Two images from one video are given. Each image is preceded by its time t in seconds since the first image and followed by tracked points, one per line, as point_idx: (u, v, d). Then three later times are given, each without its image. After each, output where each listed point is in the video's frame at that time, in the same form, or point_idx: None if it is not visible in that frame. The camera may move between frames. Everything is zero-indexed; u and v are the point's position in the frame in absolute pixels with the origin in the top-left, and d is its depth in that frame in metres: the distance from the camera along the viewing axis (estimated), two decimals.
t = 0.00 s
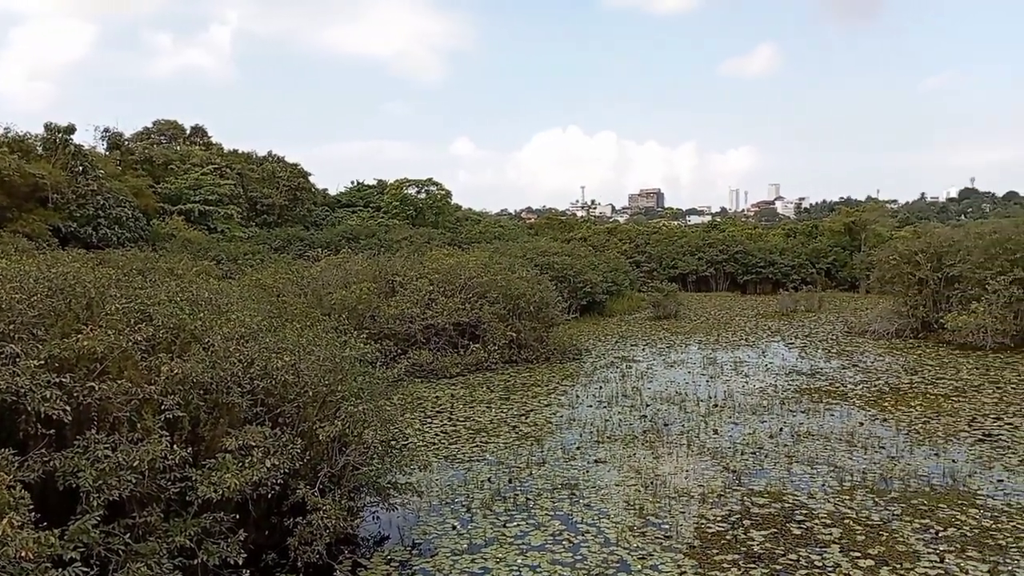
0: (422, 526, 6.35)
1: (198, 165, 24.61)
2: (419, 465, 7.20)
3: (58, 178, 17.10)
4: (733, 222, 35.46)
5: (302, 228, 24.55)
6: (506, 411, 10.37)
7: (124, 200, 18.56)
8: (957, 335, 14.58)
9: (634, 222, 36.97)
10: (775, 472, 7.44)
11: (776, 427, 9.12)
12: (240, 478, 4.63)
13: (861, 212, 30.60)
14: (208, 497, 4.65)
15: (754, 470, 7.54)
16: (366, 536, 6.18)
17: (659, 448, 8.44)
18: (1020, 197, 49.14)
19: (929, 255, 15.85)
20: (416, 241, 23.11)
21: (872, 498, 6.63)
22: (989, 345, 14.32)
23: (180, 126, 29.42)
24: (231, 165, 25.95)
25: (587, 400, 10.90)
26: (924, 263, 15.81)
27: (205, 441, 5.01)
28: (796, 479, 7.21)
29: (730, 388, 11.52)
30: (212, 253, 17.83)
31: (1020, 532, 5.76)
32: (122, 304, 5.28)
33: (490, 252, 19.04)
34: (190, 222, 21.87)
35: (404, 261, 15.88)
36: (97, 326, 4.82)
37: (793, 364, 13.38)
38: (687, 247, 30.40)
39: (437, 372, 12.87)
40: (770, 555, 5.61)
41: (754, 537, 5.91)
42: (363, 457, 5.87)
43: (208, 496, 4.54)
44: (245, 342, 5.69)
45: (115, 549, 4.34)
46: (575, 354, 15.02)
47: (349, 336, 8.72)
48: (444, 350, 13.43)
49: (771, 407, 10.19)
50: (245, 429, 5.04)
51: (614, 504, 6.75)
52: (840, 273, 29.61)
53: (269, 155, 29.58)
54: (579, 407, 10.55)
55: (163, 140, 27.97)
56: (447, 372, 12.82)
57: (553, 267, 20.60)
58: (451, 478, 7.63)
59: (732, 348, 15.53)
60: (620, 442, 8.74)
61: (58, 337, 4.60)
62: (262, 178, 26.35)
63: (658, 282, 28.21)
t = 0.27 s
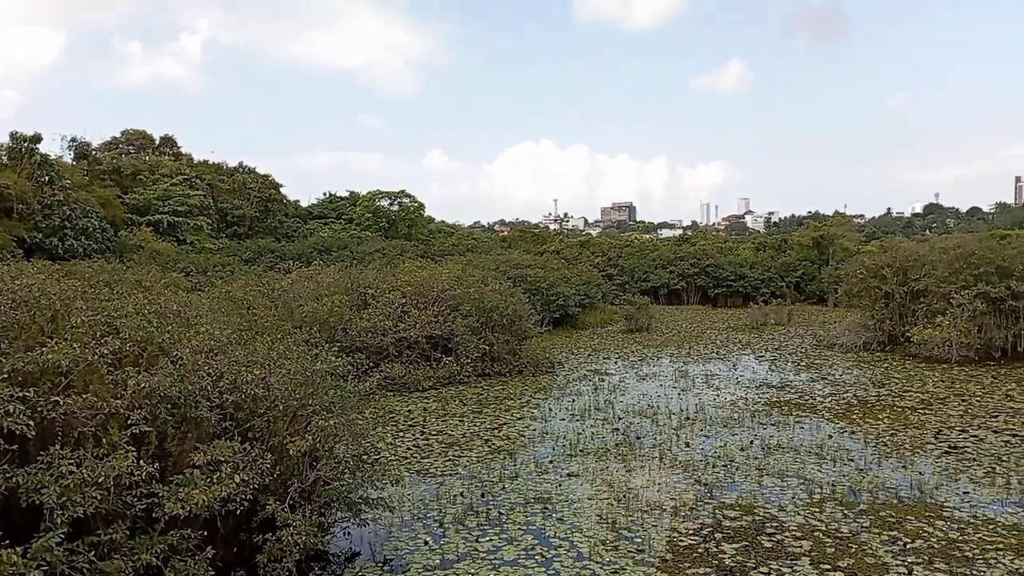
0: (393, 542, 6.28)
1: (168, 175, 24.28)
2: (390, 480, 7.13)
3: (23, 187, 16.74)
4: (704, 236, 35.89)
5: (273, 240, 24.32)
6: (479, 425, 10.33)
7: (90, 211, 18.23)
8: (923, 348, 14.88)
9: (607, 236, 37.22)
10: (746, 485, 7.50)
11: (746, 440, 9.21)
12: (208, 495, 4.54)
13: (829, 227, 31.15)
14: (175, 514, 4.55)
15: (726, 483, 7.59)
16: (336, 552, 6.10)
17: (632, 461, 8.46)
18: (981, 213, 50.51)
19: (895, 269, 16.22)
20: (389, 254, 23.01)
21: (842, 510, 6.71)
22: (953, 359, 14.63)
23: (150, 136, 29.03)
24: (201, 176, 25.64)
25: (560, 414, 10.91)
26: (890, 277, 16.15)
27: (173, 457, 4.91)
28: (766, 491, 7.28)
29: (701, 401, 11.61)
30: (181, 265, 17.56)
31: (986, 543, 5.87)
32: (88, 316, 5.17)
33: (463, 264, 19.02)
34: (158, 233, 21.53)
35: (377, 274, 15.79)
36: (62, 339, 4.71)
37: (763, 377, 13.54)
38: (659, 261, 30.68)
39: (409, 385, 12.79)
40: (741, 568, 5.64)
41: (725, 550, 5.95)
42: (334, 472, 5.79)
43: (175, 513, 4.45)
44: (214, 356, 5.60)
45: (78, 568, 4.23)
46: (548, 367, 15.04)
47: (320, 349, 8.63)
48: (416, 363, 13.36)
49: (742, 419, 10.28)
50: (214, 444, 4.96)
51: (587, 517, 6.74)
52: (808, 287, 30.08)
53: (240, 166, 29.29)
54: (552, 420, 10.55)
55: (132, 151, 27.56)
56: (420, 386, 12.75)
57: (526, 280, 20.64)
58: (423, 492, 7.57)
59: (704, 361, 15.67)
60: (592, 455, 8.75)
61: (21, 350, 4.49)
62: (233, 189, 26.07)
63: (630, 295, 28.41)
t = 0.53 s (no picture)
0: (383, 547, 6.25)
1: (152, 181, 24.11)
2: (379, 485, 7.10)
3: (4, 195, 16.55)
4: (690, 239, 36.06)
5: (258, 246, 24.19)
6: (467, 429, 10.31)
7: (73, 218, 18.05)
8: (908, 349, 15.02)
9: (593, 239, 37.31)
10: (734, 486, 7.54)
11: (734, 441, 9.25)
12: (195, 502, 4.51)
13: (814, 229, 31.38)
14: (161, 521, 4.51)
15: (714, 484, 7.62)
16: (325, 557, 6.07)
17: (620, 463, 8.48)
18: (964, 214, 51.11)
19: (879, 270, 16.38)
20: (376, 259, 22.94)
21: (829, 509, 6.75)
22: (938, 358, 14.78)
23: (133, 142, 28.81)
24: (185, 182, 25.46)
25: (548, 417, 10.91)
26: (875, 278, 16.32)
27: (159, 464, 4.86)
28: (754, 492, 7.31)
29: (689, 402, 11.65)
30: (165, 272, 17.42)
31: (972, 541, 5.92)
32: (72, 323, 5.13)
33: (450, 269, 18.99)
34: (143, 240, 21.36)
35: (363, 278, 15.74)
36: (45, 347, 4.67)
37: (750, 378, 13.62)
38: (645, 263, 30.79)
39: (397, 390, 12.75)
40: (730, 568, 5.66)
41: (714, 550, 5.96)
42: (322, 477, 5.77)
43: (161, 520, 4.41)
44: (200, 362, 5.56)
45: None
46: (536, 370, 15.04)
47: (307, 354, 8.59)
48: (404, 368, 13.32)
49: (729, 420, 10.33)
50: (200, 451, 4.91)
51: (576, 520, 6.74)
52: (794, 289, 30.28)
53: (225, 171, 29.11)
54: (540, 423, 10.55)
55: (116, 157, 27.33)
56: (408, 391, 12.71)
57: (513, 284, 20.64)
58: (412, 497, 7.54)
59: (691, 363, 15.74)
60: (581, 457, 8.75)
61: (4, 358, 4.44)
62: (218, 195, 25.91)
63: (617, 298, 28.50)
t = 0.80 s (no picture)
0: (371, 545, 6.24)
1: (137, 179, 23.91)
2: (367, 483, 7.09)
3: None
4: (678, 236, 36.19)
5: (246, 244, 24.04)
6: (456, 427, 10.30)
7: (58, 216, 17.85)
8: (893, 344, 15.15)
9: (582, 236, 37.37)
10: (722, 482, 7.57)
11: (722, 437, 9.30)
12: (182, 501, 4.48)
13: (801, 226, 31.55)
14: (148, 521, 4.48)
15: (702, 480, 7.66)
16: (313, 556, 6.06)
17: (608, 460, 8.50)
18: (948, 211, 51.55)
19: (865, 267, 16.51)
20: (364, 257, 22.87)
21: (816, 505, 6.80)
22: (923, 354, 14.91)
23: (118, 139, 28.54)
24: (171, 180, 25.23)
25: (536, 414, 10.92)
26: (861, 275, 16.45)
27: (145, 463, 4.82)
28: (741, 488, 7.36)
29: (677, 399, 11.70)
30: (151, 270, 17.27)
31: (956, 535, 5.97)
32: (56, 322, 5.08)
33: (438, 266, 18.95)
34: (129, 238, 21.17)
35: (351, 276, 15.68)
36: (30, 346, 4.63)
37: (737, 375, 13.69)
38: (633, 260, 30.85)
39: (385, 388, 12.72)
40: (718, 563, 5.69)
41: (702, 546, 5.99)
42: (310, 476, 5.74)
43: (148, 520, 4.38)
44: (187, 361, 5.52)
45: None
46: (524, 368, 15.05)
47: (295, 352, 8.54)
48: (392, 366, 13.29)
49: (717, 417, 10.38)
50: (187, 450, 4.88)
51: (564, 517, 6.76)
52: (781, 286, 30.45)
53: (211, 169, 28.89)
54: (529, 420, 10.56)
55: (101, 155, 27.07)
56: (396, 389, 12.69)
57: (502, 281, 20.63)
58: (400, 495, 7.53)
59: (679, 359, 15.80)
60: (569, 455, 8.77)
61: None
62: (204, 193, 25.72)
63: (606, 295, 28.56)
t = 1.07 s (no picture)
0: (348, 543, 6.18)
1: (107, 176, 23.45)
2: (344, 480, 7.03)
3: None
4: (654, 230, 36.38)
5: (219, 241, 23.71)
6: (433, 423, 10.26)
7: (25, 214, 17.45)
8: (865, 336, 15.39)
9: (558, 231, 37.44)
10: (698, 474, 7.62)
11: (698, 430, 9.36)
12: (156, 502, 4.39)
13: (774, 219, 31.88)
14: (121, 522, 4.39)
15: (678, 472, 7.71)
16: (290, 554, 5.99)
17: (585, 454, 8.52)
18: (918, 204, 52.39)
19: (837, 260, 16.74)
20: (339, 253, 22.66)
21: (790, 495, 6.87)
22: (894, 345, 15.16)
23: (86, 135, 27.98)
24: (142, 176, 24.78)
25: (514, 409, 10.91)
26: (833, 267, 16.68)
27: (118, 464, 4.72)
28: (717, 479, 7.42)
29: (653, 392, 11.76)
30: (122, 268, 16.96)
31: (927, 523, 6.07)
32: (24, 322, 4.96)
33: (414, 262, 18.83)
34: (98, 236, 20.76)
35: (326, 273, 15.53)
36: None
37: (712, 368, 13.82)
38: (609, 255, 30.97)
39: (362, 385, 12.63)
40: (694, 555, 5.73)
41: (678, 538, 6.03)
42: (286, 475, 5.66)
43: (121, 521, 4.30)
44: (159, 359, 5.41)
45: None
46: (501, 363, 15.03)
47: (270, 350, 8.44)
48: (368, 363, 13.20)
49: (693, 410, 10.45)
50: (161, 449, 4.79)
51: (542, 511, 6.76)
52: (755, 279, 30.77)
53: (183, 165, 28.44)
54: (506, 415, 10.55)
55: (69, 151, 26.51)
56: (372, 386, 12.60)
57: (478, 277, 20.58)
58: (377, 492, 7.47)
59: (655, 353, 15.90)
60: (546, 449, 8.77)
61: None
62: (175, 189, 25.30)
63: (582, 290, 28.65)
